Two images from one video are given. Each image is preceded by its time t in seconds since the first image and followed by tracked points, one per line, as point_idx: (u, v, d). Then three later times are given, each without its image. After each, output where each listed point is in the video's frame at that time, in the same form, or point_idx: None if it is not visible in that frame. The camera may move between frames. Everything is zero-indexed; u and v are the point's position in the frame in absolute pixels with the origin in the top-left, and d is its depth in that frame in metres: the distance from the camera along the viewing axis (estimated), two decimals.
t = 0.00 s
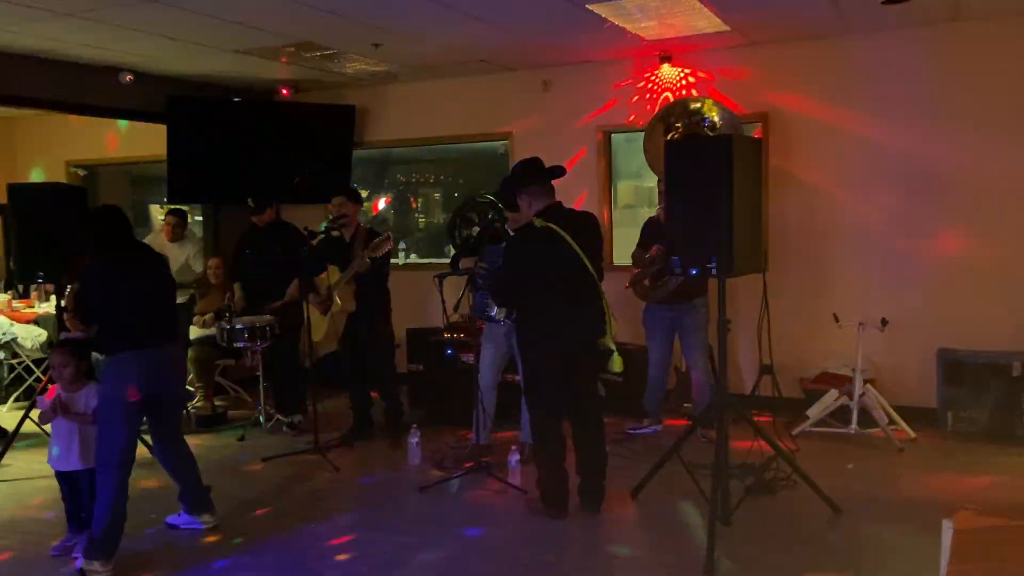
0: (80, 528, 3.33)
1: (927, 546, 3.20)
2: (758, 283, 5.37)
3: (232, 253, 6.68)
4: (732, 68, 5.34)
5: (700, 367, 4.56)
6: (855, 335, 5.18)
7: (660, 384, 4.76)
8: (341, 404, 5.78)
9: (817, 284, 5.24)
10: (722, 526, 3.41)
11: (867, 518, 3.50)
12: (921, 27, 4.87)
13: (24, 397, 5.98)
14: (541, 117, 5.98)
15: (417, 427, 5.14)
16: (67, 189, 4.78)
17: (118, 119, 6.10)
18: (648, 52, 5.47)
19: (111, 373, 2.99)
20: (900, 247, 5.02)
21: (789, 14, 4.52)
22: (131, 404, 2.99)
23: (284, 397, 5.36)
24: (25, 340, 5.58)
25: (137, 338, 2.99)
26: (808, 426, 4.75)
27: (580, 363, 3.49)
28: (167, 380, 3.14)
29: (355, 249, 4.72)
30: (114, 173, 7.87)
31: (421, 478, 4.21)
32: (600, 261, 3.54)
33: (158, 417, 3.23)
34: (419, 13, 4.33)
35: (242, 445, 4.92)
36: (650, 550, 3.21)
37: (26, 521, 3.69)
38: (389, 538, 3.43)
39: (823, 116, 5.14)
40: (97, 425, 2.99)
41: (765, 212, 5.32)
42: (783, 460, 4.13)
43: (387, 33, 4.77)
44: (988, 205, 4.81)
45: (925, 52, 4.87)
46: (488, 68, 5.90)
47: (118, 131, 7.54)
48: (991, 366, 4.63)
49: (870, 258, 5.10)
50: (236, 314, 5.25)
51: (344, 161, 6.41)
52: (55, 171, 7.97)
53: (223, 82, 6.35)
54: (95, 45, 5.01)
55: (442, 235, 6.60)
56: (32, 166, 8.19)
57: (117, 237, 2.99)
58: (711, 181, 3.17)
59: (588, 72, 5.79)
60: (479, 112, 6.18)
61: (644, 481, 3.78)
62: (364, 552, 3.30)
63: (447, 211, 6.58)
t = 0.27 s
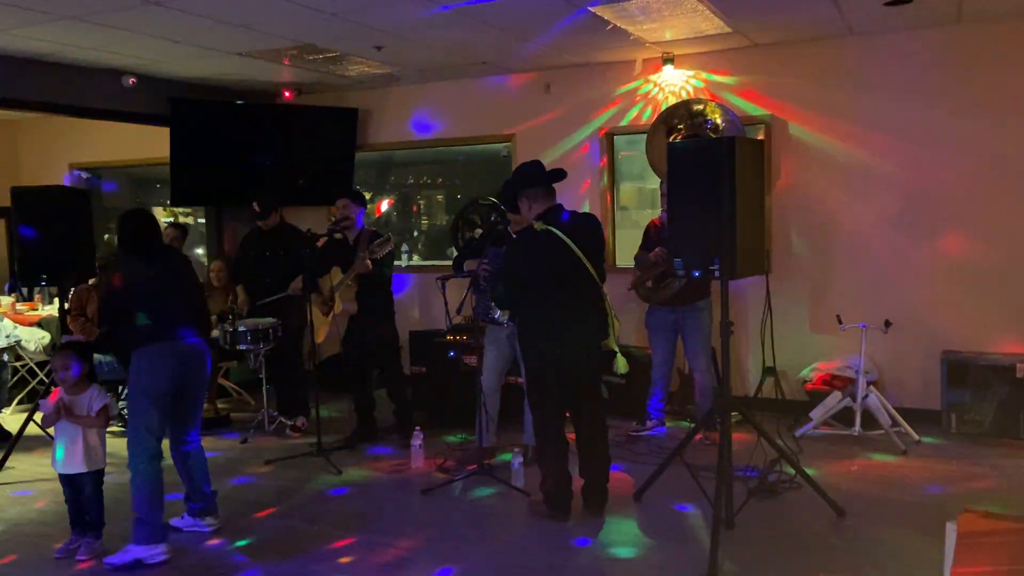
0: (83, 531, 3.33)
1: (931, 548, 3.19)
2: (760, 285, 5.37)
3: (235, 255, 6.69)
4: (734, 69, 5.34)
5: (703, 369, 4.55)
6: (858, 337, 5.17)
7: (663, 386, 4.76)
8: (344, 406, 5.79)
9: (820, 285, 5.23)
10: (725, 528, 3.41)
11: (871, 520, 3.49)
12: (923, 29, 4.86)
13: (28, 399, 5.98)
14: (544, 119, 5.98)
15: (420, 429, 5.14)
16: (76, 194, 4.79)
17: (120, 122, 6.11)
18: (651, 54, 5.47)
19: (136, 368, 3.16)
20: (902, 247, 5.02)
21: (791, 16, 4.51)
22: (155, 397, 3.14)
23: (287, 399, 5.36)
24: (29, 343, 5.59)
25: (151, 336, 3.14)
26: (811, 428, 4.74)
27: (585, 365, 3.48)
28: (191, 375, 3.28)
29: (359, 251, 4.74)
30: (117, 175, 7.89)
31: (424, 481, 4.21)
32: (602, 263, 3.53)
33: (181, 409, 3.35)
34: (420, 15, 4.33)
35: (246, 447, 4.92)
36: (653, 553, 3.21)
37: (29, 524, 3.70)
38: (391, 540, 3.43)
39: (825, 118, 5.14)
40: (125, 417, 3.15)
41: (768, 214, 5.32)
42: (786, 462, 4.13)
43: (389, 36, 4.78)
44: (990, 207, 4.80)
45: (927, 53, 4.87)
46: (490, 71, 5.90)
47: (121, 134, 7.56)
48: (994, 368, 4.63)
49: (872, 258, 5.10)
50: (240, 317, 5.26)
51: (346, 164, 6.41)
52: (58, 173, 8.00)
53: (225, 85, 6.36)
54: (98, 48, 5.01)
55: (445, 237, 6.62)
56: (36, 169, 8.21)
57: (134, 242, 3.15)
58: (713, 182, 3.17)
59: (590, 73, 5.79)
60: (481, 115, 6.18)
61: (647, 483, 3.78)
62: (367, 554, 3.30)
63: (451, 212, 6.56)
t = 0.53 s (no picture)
0: (89, 532, 3.34)
1: (938, 550, 3.18)
2: (765, 285, 5.36)
3: (240, 257, 6.71)
4: (738, 69, 5.33)
5: (708, 370, 4.54)
6: (863, 337, 5.16)
7: (668, 387, 4.75)
8: (349, 407, 5.80)
9: (825, 285, 5.22)
10: (731, 529, 3.41)
11: (878, 521, 3.48)
12: (930, 28, 4.84)
13: (34, 400, 6.00)
14: (548, 120, 5.98)
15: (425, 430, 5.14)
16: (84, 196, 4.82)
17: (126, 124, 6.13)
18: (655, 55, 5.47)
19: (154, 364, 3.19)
20: (906, 246, 5.01)
21: (797, 15, 4.50)
22: (173, 393, 3.17)
23: (292, 400, 5.37)
24: (35, 344, 5.60)
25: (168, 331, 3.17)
26: (816, 428, 4.73)
27: (589, 366, 3.48)
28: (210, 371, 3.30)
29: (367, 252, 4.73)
30: (122, 177, 7.92)
31: (428, 482, 4.21)
32: (606, 264, 3.53)
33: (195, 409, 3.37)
34: (425, 16, 4.34)
35: (252, 448, 4.93)
36: (658, 554, 3.21)
37: (35, 524, 3.71)
38: (396, 541, 3.43)
39: (831, 117, 5.13)
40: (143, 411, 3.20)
41: (773, 214, 5.31)
42: (791, 463, 4.12)
43: (395, 37, 4.78)
44: (996, 207, 4.79)
45: (933, 53, 4.85)
46: (494, 71, 5.91)
47: (126, 135, 7.59)
48: (1000, 368, 4.62)
49: (876, 258, 5.08)
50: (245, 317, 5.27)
51: (351, 165, 6.42)
52: (64, 175, 8.03)
53: (230, 86, 6.38)
54: (104, 50, 5.03)
55: (449, 238, 6.63)
56: (42, 170, 8.25)
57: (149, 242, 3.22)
58: (718, 183, 3.16)
59: (594, 74, 5.79)
60: (486, 116, 6.19)
61: (652, 483, 3.78)
62: (372, 556, 3.30)
63: (454, 214, 6.66)
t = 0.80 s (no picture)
0: (100, 530, 3.36)
1: (948, 550, 3.16)
2: (775, 285, 5.34)
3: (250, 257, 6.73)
4: (748, 68, 5.31)
5: (717, 370, 4.53)
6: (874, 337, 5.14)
7: (677, 386, 4.74)
8: (358, 407, 5.82)
9: (834, 283, 5.20)
10: (740, 529, 3.40)
11: (887, 522, 3.46)
12: (940, 26, 4.82)
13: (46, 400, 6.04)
14: (556, 119, 5.97)
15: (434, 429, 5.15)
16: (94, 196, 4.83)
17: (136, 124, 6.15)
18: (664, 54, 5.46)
19: (179, 365, 3.21)
20: (915, 244, 4.98)
21: (806, 14, 4.48)
22: (198, 396, 3.21)
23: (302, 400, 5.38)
24: (47, 344, 5.63)
25: (186, 330, 3.19)
26: (826, 428, 4.71)
27: (598, 365, 3.48)
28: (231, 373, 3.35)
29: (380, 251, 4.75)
30: (133, 177, 7.96)
31: (437, 481, 4.22)
32: (614, 263, 3.52)
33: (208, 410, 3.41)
34: (433, 16, 4.34)
35: (262, 448, 4.95)
36: (668, 554, 3.20)
37: (47, 523, 3.73)
38: (405, 541, 3.43)
39: (841, 115, 5.11)
40: (165, 411, 3.22)
41: (782, 213, 5.29)
42: (801, 462, 4.11)
43: (403, 37, 4.79)
44: (1007, 205, 4.75)
45: (944, 51, 4.83)
46: (503, 71, 5.91)
47: (136, 136, 7.62)
48: (1012, 368, 4.59)
49: (885, 255, 5.06)
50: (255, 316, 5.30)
51: (360, 165, 6.44)
52: (75, 176, 8.08)
53: (240, 87, 6.40)
54: (114, 52, 5.05)
55: (458, 238, 6.63)
56: (53, 171, 8.30)
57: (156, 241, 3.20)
58: (726, 182, 3.16)
59: (602, 73, 5.78)
60: (494, 116, 6.19)
61: (661, 482, 3.77)
62: (382, 554, 3.31)
63: (463, 213, 6.67)
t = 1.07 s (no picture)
0: (108, 528, 3.36)
1: (957, 549, 3.14)
2: (783, 282, 5.32)
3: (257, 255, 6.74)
4: (755, 65, 5.29)
5: (725, 368, 4.51)
6: (882, 335, 5.11)
7: (684, 385, 4.73)
8: (365, 405, 5.82)
9: (843, 282, 5.18)
10: (747, 528, 3.38)
11: (896, 521, 3.44)
12: (949, 22, 4.78)
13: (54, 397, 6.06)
14: (563, 117, 5.96)
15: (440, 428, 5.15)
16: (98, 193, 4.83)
17: (144, 123, 6.17)
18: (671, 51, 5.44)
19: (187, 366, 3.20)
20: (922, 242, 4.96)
21: (814, 10, 4.46)
22: (207, 397, 3.21)
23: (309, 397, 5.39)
24: (55, 341, 5.65)
25: (194, 329, 3.18)
26: (834, 426, 4.69)
27: (605, 364, 3.46)
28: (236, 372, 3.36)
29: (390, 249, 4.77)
30: (141, 175, 7.98)
31: (443, 479, 4.21)
32: (619, 261, 3.52)
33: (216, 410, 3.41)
34: (440, 14, 4.34)
35: (268, 446, 4.95)
36: (674, 552, 3.20)
37: (55, 520, 3.75)
38: (411, 539, 3.44)
39: (849, 112, 5.08)
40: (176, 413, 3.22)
41: (791, 211, 5.27)
42: (809, 461, 4.08)
43: (409, 34, 4.79)
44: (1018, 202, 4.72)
45: (953, 47, 4.79)
46: (510, 69, 5.90)
47: (143, 133, 7.63)
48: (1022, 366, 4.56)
49: (892, 253, 5.04)
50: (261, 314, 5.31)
51: (367, 163, 6.44)
52: (83, 174, 8.11)
53: (247, 85, 6.42)
54: (121, 50, 5.07)
55: (464, 236, 6.63)
56: (63, 169, 8.34)
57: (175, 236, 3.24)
58: (734, 179, 3.14)
59: (609, 70, 5.76)
60: (501, 113, 6.18)
61: (668, 481, 3.75)
62: (387, 553, 3.30)
63: (469, 211, 6.61)
